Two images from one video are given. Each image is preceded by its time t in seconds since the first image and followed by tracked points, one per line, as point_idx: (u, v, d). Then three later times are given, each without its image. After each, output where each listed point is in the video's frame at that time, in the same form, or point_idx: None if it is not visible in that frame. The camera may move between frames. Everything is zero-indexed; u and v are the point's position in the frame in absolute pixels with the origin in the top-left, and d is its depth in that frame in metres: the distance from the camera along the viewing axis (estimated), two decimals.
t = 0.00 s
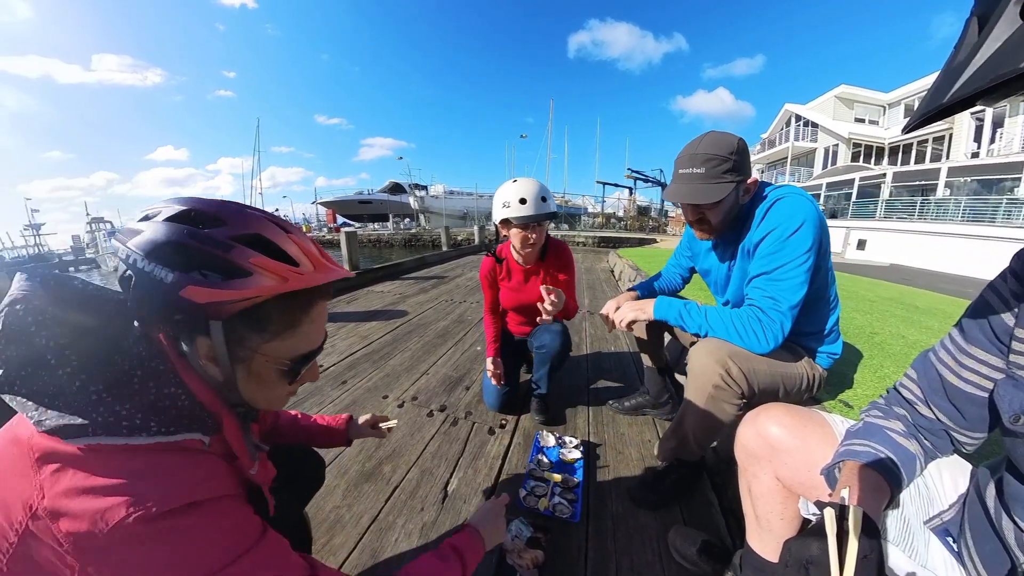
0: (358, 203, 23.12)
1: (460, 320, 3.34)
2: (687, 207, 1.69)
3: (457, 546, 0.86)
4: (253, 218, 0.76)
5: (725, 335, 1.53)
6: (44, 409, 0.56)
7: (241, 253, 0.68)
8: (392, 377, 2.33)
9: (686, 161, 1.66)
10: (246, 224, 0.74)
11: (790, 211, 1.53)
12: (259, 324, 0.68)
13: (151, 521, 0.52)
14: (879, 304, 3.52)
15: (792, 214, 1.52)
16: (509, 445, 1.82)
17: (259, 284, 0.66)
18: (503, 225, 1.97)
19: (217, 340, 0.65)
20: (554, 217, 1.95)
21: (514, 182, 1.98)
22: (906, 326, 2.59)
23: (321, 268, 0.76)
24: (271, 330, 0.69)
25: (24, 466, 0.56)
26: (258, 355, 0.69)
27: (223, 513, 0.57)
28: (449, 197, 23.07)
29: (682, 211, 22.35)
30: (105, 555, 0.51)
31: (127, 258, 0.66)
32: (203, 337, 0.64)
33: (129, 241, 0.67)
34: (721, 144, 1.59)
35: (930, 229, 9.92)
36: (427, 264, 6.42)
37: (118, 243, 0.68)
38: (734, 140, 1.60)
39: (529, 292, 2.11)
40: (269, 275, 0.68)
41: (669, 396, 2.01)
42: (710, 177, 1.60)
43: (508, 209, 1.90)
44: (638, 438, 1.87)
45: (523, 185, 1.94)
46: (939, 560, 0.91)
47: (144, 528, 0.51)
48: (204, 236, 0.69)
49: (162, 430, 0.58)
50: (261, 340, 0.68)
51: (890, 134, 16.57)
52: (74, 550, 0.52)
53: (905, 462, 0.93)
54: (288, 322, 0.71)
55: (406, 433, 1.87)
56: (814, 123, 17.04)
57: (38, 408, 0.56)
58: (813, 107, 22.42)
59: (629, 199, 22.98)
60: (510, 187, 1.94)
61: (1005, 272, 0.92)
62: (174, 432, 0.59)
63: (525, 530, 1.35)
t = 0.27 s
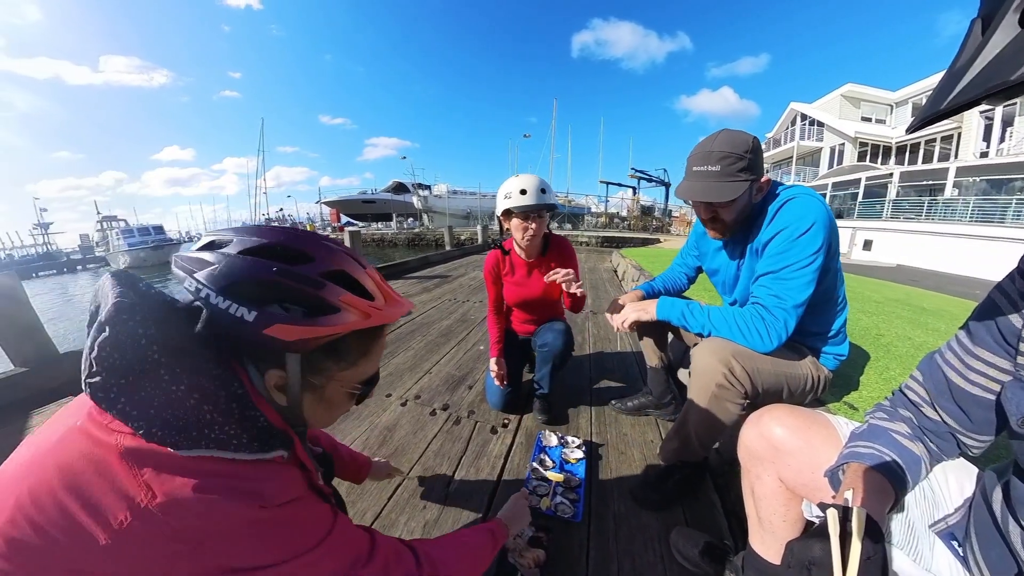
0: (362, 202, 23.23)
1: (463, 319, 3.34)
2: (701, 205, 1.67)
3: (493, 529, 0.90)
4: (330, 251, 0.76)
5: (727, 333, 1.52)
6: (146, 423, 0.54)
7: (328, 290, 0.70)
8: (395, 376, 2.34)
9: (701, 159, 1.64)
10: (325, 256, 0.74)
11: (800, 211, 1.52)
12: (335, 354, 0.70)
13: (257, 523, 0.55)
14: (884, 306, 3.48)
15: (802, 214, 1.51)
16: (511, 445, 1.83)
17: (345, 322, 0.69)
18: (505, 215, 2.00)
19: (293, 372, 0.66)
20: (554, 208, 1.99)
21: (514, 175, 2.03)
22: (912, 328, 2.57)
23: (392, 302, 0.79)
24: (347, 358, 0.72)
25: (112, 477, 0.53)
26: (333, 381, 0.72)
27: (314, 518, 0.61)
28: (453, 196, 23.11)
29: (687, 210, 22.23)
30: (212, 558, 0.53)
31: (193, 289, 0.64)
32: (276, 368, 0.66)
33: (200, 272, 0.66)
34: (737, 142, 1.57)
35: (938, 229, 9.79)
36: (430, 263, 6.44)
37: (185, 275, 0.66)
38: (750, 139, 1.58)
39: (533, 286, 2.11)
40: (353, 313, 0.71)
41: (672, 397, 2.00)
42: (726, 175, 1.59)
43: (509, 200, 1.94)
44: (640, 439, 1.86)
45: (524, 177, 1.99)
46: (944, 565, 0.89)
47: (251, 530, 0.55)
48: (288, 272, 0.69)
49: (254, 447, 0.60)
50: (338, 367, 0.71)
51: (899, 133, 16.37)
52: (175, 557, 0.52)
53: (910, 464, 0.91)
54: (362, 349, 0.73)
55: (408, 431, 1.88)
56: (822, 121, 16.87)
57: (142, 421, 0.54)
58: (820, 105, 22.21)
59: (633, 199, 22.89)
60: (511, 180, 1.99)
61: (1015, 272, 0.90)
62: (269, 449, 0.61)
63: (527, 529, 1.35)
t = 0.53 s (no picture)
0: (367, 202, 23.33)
1: (465, 318, 3.35)
2: (710, 202, 1.66)
3: (500, 526, 0.92)
4: (383, 273, 0.82)
5: (730, 332, 1.52)
6: (214, 436, 0.56)
7: (388, 311, 0.77)
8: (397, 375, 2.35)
9: (712, 158, 1.63)
10: (380, 279, 0.81)
11: (808, 211, 1.50)
12: (383, 367, 0.78)
13: (315, 521, 0.59)
14: (891, 307, 3.43)
15: (810, 214, 1.49)
16: (513, 444, 1.83)
17: (400, 340, 0.76)
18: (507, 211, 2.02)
19: (348, 384, 0.72)
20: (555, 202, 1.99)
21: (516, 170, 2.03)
22: (920, 329, 2.53)
23: (432, 322, 0.87)
24: (392, 368, 0.79)
25: (176, 483, 0.53)
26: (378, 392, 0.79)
27: (361, 517, 0.66)
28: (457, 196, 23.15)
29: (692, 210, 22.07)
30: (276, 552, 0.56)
31: (259, 309, 0.65)
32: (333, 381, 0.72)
33: (266, 292, 0.68)
34: (746, 140, 1.55)
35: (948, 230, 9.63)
36: (432, 263, 6.45)
37: (250, 294, 0.68)
38: (760, 137, 1.56)
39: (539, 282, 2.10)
40: (407, 331, 0.78)
41: (675, 398, 1.98)
42: (735, 173, 1.57)
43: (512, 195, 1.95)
44: (643, 440, 1.85)
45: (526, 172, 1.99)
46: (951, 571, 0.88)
47: (308, 526, 0.58)
48: (352, 294, 0.74)
49: (306, 456, 0.63)
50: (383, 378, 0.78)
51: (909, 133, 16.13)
52: (239, 556, 0.54)
53: (916, 469, 0.89)
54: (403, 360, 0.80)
55: (411, 430, 1.89)
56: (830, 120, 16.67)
57: (209, 435, 0.56)
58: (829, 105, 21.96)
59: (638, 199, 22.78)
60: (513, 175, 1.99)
61: None
62: (320, 458, 0.65)
63: (528, 530, 1.35)
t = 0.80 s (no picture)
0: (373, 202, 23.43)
1: (468, 318, 3.35)
2: (708, 200, 1.65)
3: (506, 526, 0.92)
4: (388, 270, 0.82)
5: (734, 333, 1.51)
6: (228, 437, 0.57)
7: (393, 308, 0.77)
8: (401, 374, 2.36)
9: (711, 153, 1.64)
10: (385, 276, 0.81)
11: (811, 211, 1.48)
12: (390, 363, 0.78)
13: (327, 518, 0.60)
14: (897, 308, 3.38)
15: (814, 215, 1.48)
16: (515, 444, 1.82)
17: (406, 337, 0.77)
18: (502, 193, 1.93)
19: (357, 382, 0.73)
20: (552, 181, 1.89)
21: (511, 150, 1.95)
22: (928, 331, 2.49)
23: (437, 316, 0.87)
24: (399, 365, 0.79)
25: (193, 481, 0.53)
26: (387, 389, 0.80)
27: (370, 515, 0.67)
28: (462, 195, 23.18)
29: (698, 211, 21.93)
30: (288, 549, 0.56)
31: (266, 311, 0.66)
32: (342, 378, 0.72)
33: (272, 293, 0.68)
34: (747, 138, 1.54)
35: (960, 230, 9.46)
36: (436, 262, 6.47)
37: (256, 296, 0.68)
38: (761, 136, 1.54)
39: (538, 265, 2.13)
40: (412, 327, 0.78)
41: (678, 399, 1.97)
42: (731, 171, 1.56)
43: (505, 177, 1.89)
44: (645, 441, 1.85)
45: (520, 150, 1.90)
46: None
47: (320, 523, 0.59)
48: (358, 292, 0.74)
49: (316, 455, 0.64)
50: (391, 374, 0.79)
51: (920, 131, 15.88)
52: (252, 554, 0.54)
53: (923, 475, 0.86)
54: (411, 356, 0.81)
55: (413, 429, 1.90)
56: (839, 119, 16.45)
57: (223, 435, 0.57)
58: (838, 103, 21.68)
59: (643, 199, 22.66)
60: (507, 156, 1.92)
61: None
62: (331, 458, 0.67)
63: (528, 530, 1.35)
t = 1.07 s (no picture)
0: (377, 201, 23.57)
1: (471, 317, 3.36)
2: (703, 188, 1.67)
3: (508, 526, 0.92)
4: (391, 272, 0.82)
5: (737, 332, 1.49)
6: (232, 438, 0.58)
7: (396, 310, 0.77)
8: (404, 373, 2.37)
9: (707, 145, 1.65)
10: (388, 278, 0.82)
11: (815, 211, 1.47)
12: (394, 364, 0.78)
13: (329, 520, 0.60)
14: (904, 310, 3.34)
15: (817, 214, 1.46)
16: (517, 444, 1.82)
17: (409, 338, 0.77)
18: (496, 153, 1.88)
19: (359, 383, 0.73)
20: (542, 131, 1.80)
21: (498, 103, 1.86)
22: (935, 333, 2.46)
23: (440, 318, 0.87)
24: (403, 365, 0.79)
25: (195, 481, 0.54)
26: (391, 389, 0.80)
27: (372, 518, 0.67)
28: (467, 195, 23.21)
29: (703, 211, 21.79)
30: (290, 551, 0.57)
31: (268, 314, 0.66)
32: (345, 380, 0.72)
33: (273, 297, 0.68)
34: (744, 130, 1.54)
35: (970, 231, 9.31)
36: (439, 262, 6.48)
37: (258, 300, 0.68)
38: (759, 130, 1.54)
39: (535, 225, 2.09)
40: (416, 329, 0.78)
41: (680, 400, 1.96)
42: (724, 161, 1.57)
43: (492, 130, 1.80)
44: (647, 442, 1.84)
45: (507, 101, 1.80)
46: None
47: (322, 524, 0.59)
48: (360, 295, 0.75)
49: (320, 459, 0.65)
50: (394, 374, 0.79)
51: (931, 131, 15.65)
52: (254, 555, 0.55)
53: (930, 480, 0.84)
54: (416, 357, 0.81)
55: (415, 428, 1.91)
56: (848, 118, 16.26)
57: (227, 436, 0.57)
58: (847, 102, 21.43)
59: (648, 199, 22.56)
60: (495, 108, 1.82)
61: None
62: (334, 459, 0.68)
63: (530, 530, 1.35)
